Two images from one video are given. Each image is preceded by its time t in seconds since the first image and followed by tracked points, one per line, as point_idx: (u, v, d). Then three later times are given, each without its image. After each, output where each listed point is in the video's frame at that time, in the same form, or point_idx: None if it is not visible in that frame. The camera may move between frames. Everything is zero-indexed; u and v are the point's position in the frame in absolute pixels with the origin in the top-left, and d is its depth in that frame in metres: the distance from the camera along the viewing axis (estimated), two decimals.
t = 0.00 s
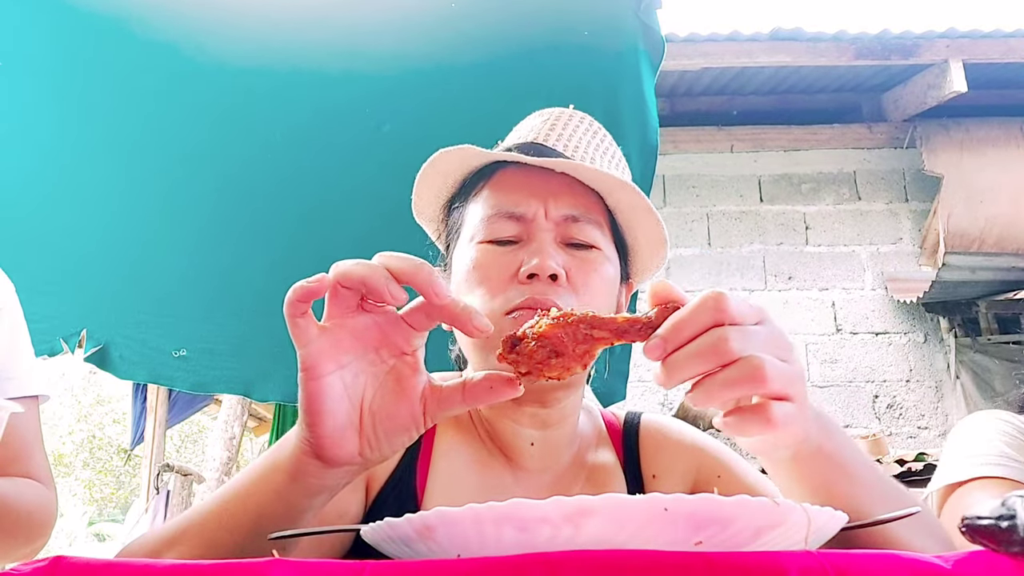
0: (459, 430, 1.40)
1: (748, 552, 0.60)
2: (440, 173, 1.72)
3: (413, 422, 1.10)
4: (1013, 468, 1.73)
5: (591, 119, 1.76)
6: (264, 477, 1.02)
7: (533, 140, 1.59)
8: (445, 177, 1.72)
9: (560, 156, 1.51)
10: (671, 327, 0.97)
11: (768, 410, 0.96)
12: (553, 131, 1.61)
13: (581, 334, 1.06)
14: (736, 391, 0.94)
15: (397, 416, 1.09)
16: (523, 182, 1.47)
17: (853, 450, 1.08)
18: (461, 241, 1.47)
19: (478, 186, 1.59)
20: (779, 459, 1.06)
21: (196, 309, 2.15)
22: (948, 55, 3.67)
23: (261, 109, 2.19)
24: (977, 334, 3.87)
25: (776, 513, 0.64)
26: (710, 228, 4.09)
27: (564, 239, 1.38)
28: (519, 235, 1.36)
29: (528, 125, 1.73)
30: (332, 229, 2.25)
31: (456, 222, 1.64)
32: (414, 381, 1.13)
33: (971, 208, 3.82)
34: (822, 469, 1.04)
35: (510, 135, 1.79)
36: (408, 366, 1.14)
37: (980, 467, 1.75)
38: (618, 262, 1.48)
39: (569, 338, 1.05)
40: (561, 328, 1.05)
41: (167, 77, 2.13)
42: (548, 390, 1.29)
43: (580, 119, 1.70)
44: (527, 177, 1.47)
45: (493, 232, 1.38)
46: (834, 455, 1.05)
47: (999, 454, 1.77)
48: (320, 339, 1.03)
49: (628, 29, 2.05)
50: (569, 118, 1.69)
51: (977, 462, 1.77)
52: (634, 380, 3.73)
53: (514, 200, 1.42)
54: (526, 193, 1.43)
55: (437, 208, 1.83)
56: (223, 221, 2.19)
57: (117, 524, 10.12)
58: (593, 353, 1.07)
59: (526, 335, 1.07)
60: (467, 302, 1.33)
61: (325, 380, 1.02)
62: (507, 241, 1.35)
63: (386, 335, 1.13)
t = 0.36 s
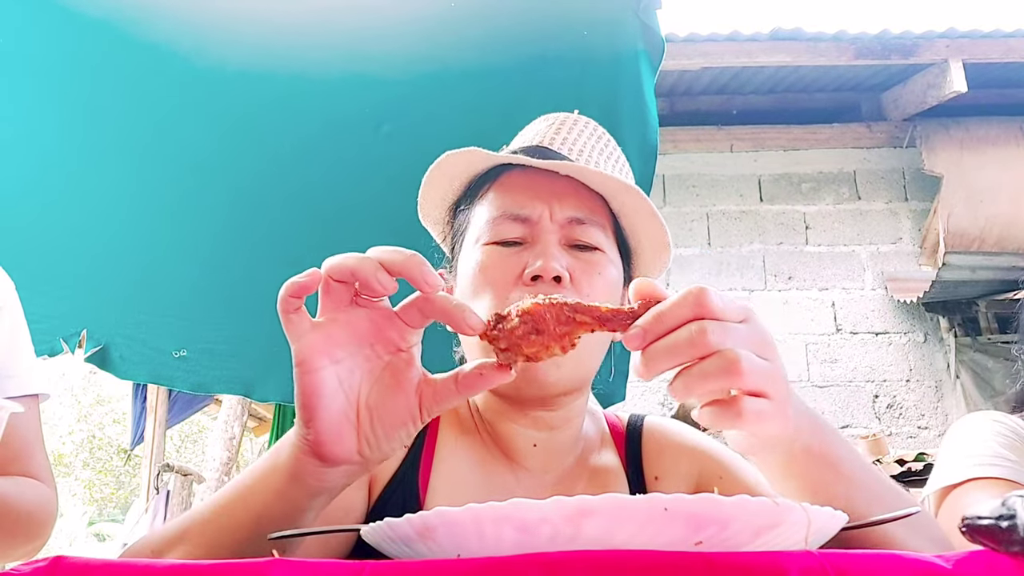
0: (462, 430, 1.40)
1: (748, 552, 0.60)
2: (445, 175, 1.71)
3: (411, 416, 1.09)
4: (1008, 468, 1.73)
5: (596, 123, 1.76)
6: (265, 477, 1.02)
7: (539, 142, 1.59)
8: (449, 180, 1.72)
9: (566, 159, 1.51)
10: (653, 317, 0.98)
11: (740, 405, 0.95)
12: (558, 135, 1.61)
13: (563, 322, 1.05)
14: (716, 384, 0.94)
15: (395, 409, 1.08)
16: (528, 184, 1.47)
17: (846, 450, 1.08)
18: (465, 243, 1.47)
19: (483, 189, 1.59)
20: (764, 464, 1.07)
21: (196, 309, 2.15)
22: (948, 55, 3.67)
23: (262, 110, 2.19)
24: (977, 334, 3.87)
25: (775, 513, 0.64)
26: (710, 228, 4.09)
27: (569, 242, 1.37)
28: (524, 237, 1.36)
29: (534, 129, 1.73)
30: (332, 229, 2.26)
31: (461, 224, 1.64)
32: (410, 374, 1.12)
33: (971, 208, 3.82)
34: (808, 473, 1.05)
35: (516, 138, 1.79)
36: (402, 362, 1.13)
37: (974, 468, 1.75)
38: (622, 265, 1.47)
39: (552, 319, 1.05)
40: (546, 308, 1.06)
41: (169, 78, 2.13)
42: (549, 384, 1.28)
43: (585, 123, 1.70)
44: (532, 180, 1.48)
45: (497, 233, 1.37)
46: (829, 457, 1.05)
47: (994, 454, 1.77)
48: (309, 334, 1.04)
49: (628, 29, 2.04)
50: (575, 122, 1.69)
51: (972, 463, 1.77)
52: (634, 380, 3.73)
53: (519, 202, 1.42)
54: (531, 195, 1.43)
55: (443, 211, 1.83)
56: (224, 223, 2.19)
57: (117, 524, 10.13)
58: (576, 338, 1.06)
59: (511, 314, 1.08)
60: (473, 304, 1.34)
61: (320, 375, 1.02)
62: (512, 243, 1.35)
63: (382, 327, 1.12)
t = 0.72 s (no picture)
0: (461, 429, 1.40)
1: (749, 553, 0.60)
2: (444, 175, 1.71)
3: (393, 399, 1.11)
4: (1007, 469, 1.73)
5: (595, 122, 1.76)
6: (253, 471, 1.02)
7: (538, 142, 1.59)
8: (448, 179, 1.72)
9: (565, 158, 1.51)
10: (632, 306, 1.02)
11: (737, 375, 0.97)
12: (557, 135, 1.61)
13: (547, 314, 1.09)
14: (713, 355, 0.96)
15: (375, 392, 1.09)
16: (526, 184, 1.47)
17: (875, 441, 1.08)
18: (464, 242, 1.47)
19: (481, 189, 1.59)
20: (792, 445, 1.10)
21: (197, 309, 2.16)
22: (948, 55, 3.67)
23: (263, 110, 2.19)
24: (977, 334, 3.85)
25: (776, 513, 0.64)
26: (710, 228, 4.08)
27: (567, 241, 1.37)
28: (523, 237, 1.36)
29: (533, 128, 1.73)
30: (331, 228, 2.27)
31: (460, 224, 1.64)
32: (391, 355, 1.13)
33: (971, 208, 3.82)
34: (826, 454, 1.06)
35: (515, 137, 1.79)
36: (386, 348, 1.14)
37: (973, 469, 1.75)
38: (621, 264, 1.47)
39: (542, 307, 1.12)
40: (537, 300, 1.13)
41: (171, 79, 2.12)
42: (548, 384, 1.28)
43: (585, 122, 1.70)
44: (531, 180, 1.47)
45: (496, 233, 1.37)
46: (855, 443, 1.05)
47: (993, 455, 1.77)
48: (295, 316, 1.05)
49: (629, 29, 2.05)
50: (575, 121, 1.69)
51: (971, 464, 1.77)
52: (634, 380, 3.73)
53: (517, 202, 1.42)
54: (529, 195, 1.43)
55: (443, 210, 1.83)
56: (224, 223, 2.19)
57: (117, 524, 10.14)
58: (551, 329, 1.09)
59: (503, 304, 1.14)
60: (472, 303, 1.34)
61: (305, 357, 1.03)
62: (511, 243, 1.35)
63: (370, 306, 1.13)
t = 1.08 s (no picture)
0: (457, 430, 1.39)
1: (748, 553, 0.60)
2: (439, 174, 1.72)
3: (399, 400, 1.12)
4: (1002, 466, 1.73)
5: (591, 121, 1.76)
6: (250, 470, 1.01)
7: (533, 142, 1.59)
8: (443, 179, 1.73)
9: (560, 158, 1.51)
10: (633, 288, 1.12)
11: (739, 343, 1.10)
12: (552, 134, 1.60)
13: (551, 300, 1.14)
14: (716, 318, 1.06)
15: (382, 393, 1.09)
16: (519, 184, 1.47)
17: (881, 444, 1.06)
18: (457, 243, 1.47)
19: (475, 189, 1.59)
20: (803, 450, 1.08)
21: (197, 309, 2.16)
22: (948, 55, 3.67)
23: (261, 110, 2.19)
24: (977, 334, 3.86)
25: (777, 513, 0.64)
26: (710, 228, 4.08)
27: (559, 241, 1.37)
28: (515, 236, 1.36)
29: (529, 127, 1.72)
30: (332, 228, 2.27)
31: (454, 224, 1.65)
32: (393, 357, 1.13)
33: (971, 208, 3.83)
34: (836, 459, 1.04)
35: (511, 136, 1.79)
36: (385, 348, 1.13)
37: (970, 466, 1.75)
38: (615, 263, 1.47)
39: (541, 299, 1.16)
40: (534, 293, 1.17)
41: (170, 79, 2.13)
42: (544, 386, 1.28)
43: (581, 121, 1.70)
44: (524, 180, 1.47)
45: (488, 233, 1.37)
46: (864, 442, 1.04)
47: (989, 452, 1.77)
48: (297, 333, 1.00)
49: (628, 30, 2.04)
50: (570, 121, 1.68)
51: (967, 461, 1.77)
52: (634, 380, 3.73)
53: (510, 201, 1.42)
54: (522, 195, 1.43)
55: (438, 210, 1.83)
56: (223, 223, 2.19)
57: (117, 524, 10.15)
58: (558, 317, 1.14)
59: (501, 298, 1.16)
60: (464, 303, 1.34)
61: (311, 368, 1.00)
62: (504, 243, 1.35)
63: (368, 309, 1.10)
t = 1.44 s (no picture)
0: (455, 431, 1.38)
1: (749, 554, 0.60)
2: (434, 172, 1.71)
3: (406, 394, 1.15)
4: (1004, 467, 1.73)
5: (583, 123, 1.75)
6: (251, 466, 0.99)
7: (530, 139, 1.59)
8: (438, 178, 1.72)
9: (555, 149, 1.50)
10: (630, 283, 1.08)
11: (751, 319, 1.08)
12: (546, 129, 1.62)
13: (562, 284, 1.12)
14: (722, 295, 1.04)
15: (392, 392, 1.12)
16: (515, 178, 1.47)
17: (882, 439, 1.06)
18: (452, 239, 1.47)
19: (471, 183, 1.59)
20: (803, 440, 1.07)
21: (196, 308, 2.17)
22: (949, 55, 3.66)
23: (257, 109, 2.19)
24: (977, 334, 3.92)
25: (777, 512, 0.64)
26: (710, 228, 4.07)
27: (555, 232, 1.37)
28: (511, 229, 1.35)
29: (524, 126, 1.71)
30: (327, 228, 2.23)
31: (450, 220, 1.65)
32: (397, 351, 1.15)
33: (971, 210, 3.83)
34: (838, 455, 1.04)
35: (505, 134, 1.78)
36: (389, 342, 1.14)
37: (971, 467, 1.75)
38: (611, 254, 1.47)
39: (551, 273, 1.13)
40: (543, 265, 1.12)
41: (168, 79, 2.15)
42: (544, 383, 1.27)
43: (571, 120, 1.69)
44: (520, 173, 1.47)
45: (484, 226, 1.37)
46: (865, 438, 1.04)
47: (990, 453, 1.77)
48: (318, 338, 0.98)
49: (630, 28, 2.06)
50: (564, 119, 1.68)
51: (968, 462, 1.77)
52: (634, 381, 3.73)
53: (505, 195, 1.42)
54: (517, 188, 1.43)
55: (432, 212, 1.82)
56: (220, 222, 2.19)
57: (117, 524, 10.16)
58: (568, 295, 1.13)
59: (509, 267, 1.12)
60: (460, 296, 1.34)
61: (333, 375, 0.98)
62: (499, 236, 1.35)
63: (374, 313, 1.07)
